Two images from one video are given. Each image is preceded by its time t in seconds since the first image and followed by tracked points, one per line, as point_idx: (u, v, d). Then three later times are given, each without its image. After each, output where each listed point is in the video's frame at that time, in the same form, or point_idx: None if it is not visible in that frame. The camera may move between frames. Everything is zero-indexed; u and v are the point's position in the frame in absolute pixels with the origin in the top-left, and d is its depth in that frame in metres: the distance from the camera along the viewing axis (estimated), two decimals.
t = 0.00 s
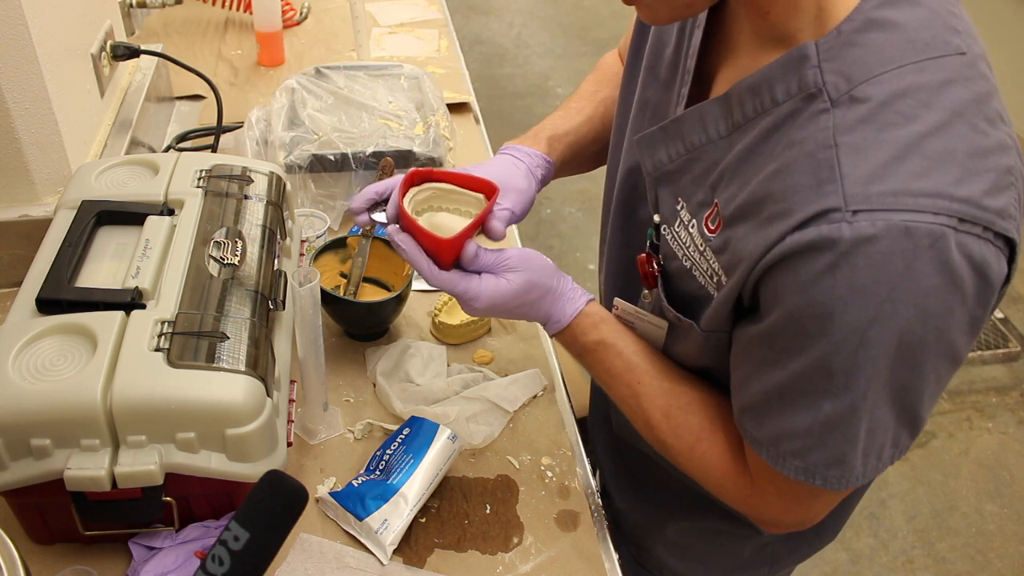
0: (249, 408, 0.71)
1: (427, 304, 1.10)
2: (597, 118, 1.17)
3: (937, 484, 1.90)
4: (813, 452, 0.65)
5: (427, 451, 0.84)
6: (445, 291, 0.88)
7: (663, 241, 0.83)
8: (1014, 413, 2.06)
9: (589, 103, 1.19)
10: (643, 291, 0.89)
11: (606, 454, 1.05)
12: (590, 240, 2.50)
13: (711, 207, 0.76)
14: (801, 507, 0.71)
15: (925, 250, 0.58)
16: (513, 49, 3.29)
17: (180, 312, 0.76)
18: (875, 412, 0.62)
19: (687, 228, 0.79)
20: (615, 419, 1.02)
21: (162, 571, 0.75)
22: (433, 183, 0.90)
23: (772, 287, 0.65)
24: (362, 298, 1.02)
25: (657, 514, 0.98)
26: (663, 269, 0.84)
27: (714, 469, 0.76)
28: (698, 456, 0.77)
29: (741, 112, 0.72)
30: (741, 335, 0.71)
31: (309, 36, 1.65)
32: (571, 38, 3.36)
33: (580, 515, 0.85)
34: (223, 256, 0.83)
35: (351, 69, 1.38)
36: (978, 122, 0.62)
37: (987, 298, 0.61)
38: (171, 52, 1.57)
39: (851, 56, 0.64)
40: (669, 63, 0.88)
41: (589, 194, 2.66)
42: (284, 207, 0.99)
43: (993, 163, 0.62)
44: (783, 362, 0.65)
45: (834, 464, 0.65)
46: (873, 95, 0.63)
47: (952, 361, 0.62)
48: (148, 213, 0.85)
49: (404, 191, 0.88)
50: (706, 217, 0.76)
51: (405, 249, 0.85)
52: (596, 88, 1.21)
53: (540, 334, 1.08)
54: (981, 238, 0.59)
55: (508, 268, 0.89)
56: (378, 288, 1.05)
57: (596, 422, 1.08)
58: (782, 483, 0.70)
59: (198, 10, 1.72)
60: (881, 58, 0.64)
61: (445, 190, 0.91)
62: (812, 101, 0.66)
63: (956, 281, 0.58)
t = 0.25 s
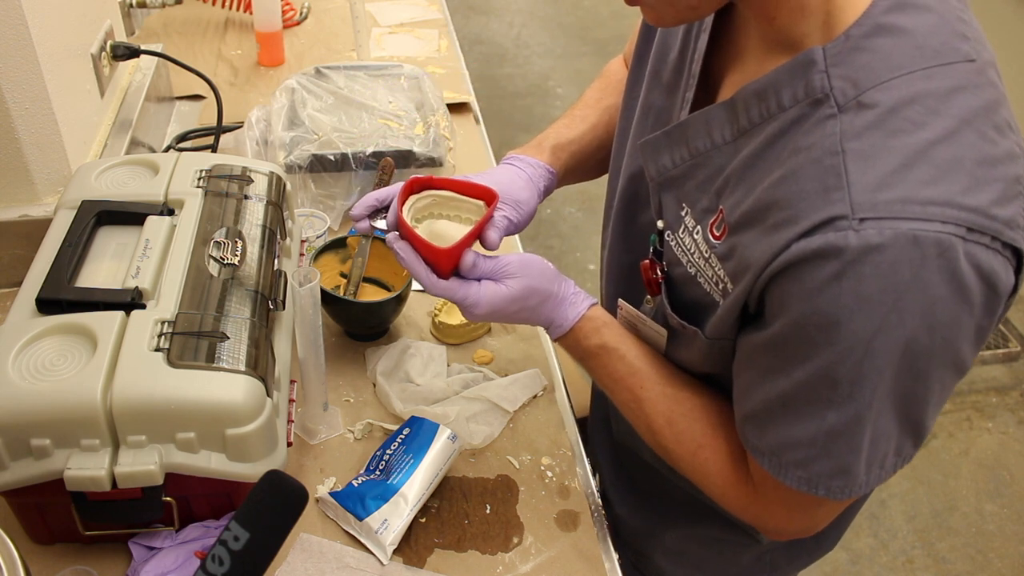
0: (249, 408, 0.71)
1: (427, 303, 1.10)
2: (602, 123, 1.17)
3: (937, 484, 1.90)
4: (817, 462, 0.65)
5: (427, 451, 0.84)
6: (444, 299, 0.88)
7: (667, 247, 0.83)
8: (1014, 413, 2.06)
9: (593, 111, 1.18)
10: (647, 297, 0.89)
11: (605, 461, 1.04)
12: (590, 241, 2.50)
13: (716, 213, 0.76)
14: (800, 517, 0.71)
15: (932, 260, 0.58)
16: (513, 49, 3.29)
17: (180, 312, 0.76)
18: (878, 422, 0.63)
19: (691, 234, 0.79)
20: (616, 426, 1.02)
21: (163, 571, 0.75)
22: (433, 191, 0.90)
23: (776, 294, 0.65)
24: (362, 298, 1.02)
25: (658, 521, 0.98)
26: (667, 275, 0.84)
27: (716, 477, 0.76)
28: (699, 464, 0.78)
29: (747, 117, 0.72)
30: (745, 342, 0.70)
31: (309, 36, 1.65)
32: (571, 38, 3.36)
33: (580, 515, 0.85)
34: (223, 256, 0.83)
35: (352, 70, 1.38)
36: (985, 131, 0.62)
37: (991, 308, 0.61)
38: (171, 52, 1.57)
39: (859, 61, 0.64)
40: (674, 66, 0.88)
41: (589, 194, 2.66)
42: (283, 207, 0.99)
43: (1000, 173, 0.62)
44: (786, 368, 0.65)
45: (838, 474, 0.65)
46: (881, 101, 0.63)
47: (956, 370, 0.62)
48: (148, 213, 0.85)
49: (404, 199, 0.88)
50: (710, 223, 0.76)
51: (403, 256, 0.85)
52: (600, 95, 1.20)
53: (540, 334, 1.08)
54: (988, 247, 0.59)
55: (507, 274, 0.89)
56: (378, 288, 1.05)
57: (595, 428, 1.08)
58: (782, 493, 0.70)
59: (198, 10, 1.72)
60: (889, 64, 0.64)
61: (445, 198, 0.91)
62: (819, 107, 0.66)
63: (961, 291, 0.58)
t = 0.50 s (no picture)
0: (249, 408, 0.71)
1: (426, 303, 1.10)
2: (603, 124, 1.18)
3: (937, 484, 1.90)
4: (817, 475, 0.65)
5: (428, 451, 0.84)
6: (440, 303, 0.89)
7: (670, 254, 0.83)
8: (1014, 413, 2.06)
9: (594, 111, 1.18)
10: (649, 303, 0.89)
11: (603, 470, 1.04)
12: (590, 241, 2.50)
13: (718, 220, 0.76)
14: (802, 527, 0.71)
15: (935, 273, 0.58)
16: (513, 49, 3.29)
17: (180, 312, 0.76)
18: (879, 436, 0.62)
19: (693, 240, 0.79)
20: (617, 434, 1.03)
21: (163, 571, 0.75)
22: (428, 197, 0.90)
23: (778, 302, 0.65)
24: (362, 298, 1.02)
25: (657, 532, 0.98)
26: (668, 281, 0.84)
27: (716, 491, 0.76)
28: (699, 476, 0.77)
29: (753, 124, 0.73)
30: (746, 351, 0.70)
31: (309, 36, 1.65)
32: (571, 38, 3.36)
33: (580, 515, 0.85)
34: (223, 256, 0.83)
35: (352, 70, 1.38)
36: (991, 141, 0.62)
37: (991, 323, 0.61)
38: (171, 52, 1.57)
39: (863, 68, 0.64)
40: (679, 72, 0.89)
41: (589, 194, 2.66)
42: (283, 207, 0.99)
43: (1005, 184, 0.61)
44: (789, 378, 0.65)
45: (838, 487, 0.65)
46: (885, 108, 0.62)
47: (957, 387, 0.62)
48: (148, 213, 0.85)
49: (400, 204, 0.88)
50: (713, 229, 0.76)
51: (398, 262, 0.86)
52: (602, 95, 1.20)
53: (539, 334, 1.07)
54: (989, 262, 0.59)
55: (506, 284, 0.89)
56: (378, 288, 1.05)
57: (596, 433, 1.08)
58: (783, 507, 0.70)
59: (198, 10, 1.72)
60: (894, 70, 0.63)
61: (440, 203, 0.91)
62: (823, 113, 0.66)
63: (965, 305, 0.58)
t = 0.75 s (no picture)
0: (249, 408, 0.71)
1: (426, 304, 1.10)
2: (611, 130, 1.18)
3: (937, 484, 1.90)
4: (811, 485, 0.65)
5: (427, 451, 0.84)
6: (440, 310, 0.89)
7: (670, 262, 0.83)
8: (1014, 413, 2.06)
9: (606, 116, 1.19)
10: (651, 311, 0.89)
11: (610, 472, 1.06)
12: (590, 241, 2.50)
13: (714, 229, 0.76)
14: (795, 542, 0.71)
15: (925, 287, 0.57)
16: (513, 49, 3.29)
17: (180, 312, 0.76)
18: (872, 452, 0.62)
19: (691, 248, 0.79)
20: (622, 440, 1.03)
21: (162, 571, 0.75)
22: (438, 202, 0.90)
23: (768, 313, 0.65)
24: (362, 298, 1.02)
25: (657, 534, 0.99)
26: (668, 290, 0.85)
27: (710, 500, 0.76)
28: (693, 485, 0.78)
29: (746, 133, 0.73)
30: (740, 361, 0.70)
31: (309, 36, 1.65)
32: (571, 38, 3.36)
33: (580, 515, 0.85)
34: (223, 256, 0.83)
35: (352, 70, 1.38)
36: (986, 151, 0.61)
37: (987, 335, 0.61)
38: (171, 52, 1.57)
39: (857, 76, 0.64)
40: (682, 78, 0.89)
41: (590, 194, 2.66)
42: (284, 207, 0.99)
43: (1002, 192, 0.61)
44: (780, 385, 0.65)
45: (828, 502, 0.64)
46: (877, 118, 0.62)
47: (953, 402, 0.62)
48: (148, 213, 0.85)
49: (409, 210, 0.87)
50: (709, 238, 0.76)
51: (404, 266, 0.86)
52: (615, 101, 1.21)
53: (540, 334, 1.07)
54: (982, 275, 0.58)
55: (507, 293, 0.89)
56: (378, 288, 1.05)
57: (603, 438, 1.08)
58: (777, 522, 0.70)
59: (198, 10, 1.72)
60: (887, 78, 0.63)
61: (450, 210, 0.90)
62: (815, 122, 0.66)
63: (957, 318, 0.58)
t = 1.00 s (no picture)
0: (249, 408, 0.71)
1: (427, 304, 1.10)
2: (623, 113, 1.22)
3: (937, 484, 1.90)
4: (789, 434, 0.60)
5: (427, 451, 0.84)
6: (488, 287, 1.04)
7: (670, 199, 0.82)
8: (1014, 413, 2.06)
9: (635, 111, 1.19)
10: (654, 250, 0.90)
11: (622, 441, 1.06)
12: (590, 241, 2.50)
13: (704, 163, 0.73)
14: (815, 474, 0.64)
15: (899, 190, 0.53)
16: (513, 48, 3.29)
17: (180, 312, 0.76)
18: (846, 385, 0.57)
19: (687, 182, 0.77)
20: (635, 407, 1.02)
21: (163, 571, 0.75)
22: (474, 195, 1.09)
23: (740, 234, 0.61)
24: (362, 298, 1.02)
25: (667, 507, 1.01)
26: (665, 226, 0.84)
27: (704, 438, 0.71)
28: (696, 444, 0.72)
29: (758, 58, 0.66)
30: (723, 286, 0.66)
31: (309, 36, 1.65)
32: (571, 38, 3.36)
33: (579, 515, 0.85)
34: (223, 256, 0.83)
35: (352, 70, 1.38)
36: (945, 82, 0.59)
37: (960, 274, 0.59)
38: (171, 52, 1.57)
39: (830, 15, 0.63)
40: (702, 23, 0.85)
41: (590, 194, 2.66)
42: (284, 207, 0.99)
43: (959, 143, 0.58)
44: (754, 349, 0.60)
45: (802, 410, 0.58)
46: (840, 52, 0.61)
47: (919, 349, 0.58)
48: (148, 213, 0.86)
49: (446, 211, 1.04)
50: (701, 173, 0.73)
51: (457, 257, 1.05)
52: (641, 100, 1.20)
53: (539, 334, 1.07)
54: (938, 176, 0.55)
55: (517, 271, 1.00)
56: (378, 287, 1.05)
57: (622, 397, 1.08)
58: (782, 456, 0.62)
59: (198, 10, 1.72)
60: (857, 16, 0.62)
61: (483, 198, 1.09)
62: (790, 57, 0.63)
63: (932, 234, 0.54)
